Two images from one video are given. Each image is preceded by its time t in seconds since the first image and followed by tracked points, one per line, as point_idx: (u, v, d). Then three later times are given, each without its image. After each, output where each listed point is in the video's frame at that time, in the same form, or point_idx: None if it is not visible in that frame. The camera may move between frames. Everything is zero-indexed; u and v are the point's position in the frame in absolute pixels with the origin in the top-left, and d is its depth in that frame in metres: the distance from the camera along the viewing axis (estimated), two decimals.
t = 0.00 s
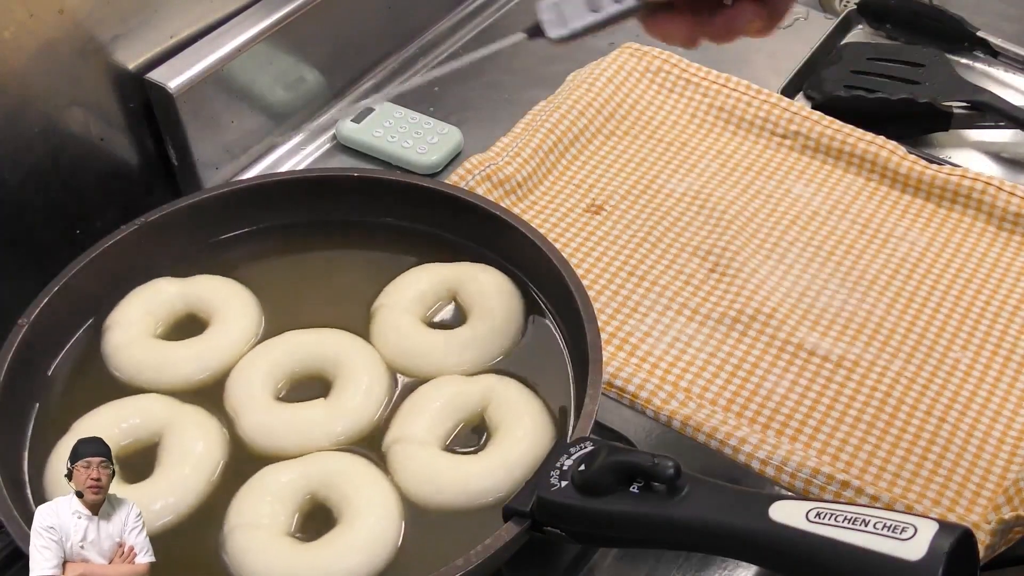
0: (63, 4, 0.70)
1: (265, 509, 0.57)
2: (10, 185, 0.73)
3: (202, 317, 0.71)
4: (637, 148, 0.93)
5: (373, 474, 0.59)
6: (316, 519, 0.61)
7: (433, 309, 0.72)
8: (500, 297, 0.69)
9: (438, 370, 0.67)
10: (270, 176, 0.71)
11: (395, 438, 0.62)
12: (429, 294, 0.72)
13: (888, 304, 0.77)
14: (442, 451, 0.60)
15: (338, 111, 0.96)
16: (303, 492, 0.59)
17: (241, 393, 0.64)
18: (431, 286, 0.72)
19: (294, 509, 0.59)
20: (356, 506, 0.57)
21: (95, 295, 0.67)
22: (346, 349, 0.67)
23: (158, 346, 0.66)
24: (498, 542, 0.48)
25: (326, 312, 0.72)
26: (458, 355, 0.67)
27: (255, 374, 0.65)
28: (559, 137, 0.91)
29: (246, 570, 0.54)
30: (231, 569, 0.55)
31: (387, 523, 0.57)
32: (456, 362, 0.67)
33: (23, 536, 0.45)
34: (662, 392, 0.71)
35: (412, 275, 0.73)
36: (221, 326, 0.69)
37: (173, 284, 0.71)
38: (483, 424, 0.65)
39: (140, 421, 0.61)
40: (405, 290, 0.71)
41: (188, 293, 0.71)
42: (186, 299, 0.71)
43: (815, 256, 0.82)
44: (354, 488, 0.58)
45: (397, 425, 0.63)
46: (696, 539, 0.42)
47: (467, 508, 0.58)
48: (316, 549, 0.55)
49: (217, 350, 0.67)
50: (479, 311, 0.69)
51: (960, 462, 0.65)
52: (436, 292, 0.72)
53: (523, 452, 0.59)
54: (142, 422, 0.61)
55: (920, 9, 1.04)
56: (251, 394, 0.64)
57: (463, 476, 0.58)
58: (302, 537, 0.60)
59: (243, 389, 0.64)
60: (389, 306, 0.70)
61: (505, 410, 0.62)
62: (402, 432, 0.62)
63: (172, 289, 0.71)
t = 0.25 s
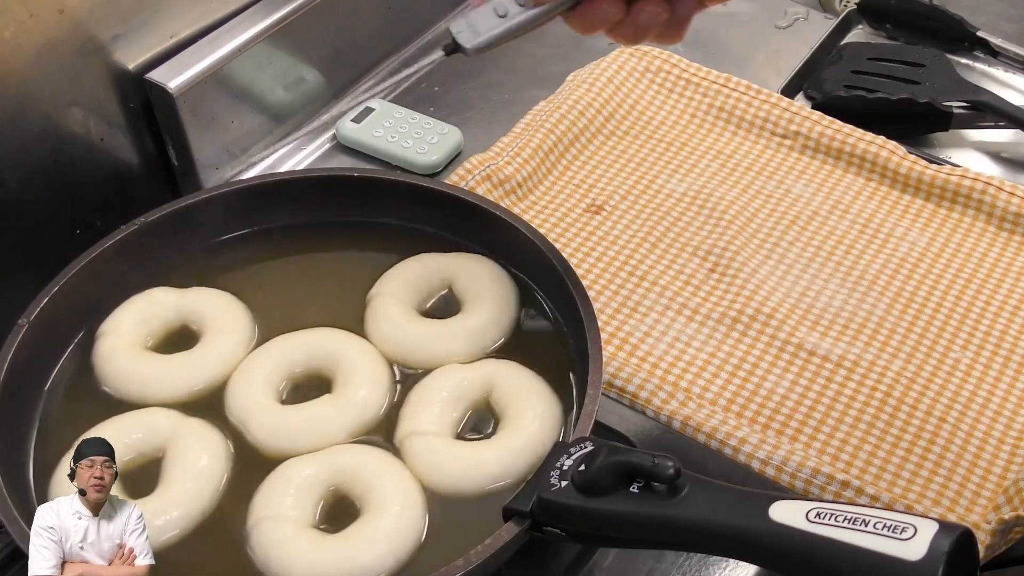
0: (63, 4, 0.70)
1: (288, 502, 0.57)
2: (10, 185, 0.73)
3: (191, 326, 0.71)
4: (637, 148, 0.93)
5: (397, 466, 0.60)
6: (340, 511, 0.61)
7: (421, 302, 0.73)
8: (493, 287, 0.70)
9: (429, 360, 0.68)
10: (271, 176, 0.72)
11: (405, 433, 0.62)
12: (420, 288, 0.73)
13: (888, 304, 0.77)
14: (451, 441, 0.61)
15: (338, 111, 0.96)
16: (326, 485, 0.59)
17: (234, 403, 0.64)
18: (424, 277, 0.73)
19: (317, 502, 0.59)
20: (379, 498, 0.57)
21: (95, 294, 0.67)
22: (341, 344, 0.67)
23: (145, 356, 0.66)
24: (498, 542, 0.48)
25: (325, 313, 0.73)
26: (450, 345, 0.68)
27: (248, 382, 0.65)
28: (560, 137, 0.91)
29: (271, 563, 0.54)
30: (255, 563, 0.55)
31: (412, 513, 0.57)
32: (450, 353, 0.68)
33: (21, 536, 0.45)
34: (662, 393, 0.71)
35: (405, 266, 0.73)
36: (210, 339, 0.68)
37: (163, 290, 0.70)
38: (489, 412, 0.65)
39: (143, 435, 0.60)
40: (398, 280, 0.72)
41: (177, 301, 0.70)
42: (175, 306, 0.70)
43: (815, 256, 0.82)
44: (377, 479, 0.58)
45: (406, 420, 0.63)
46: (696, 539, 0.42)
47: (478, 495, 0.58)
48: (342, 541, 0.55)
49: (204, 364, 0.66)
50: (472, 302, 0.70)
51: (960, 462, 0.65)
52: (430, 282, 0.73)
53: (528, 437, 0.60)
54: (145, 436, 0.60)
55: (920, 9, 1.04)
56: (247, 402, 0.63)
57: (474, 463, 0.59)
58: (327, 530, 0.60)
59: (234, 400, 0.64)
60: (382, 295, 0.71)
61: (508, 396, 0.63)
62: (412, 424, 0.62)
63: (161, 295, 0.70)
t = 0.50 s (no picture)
0: (63, 4, 0.70)
1: (299, 499, 0.57)
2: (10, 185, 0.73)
3: (177, 337, 0.70)
4: (637, 148, 0.93)
5: (408, 460, 0.60)
6: (351, 508, 0.61)
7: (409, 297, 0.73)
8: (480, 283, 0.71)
9: (420, 353, 0.68)
10: (271, 176, 0.72)
11: (415, 429, 0.62)
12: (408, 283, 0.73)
13: (888, 304, 0.77)
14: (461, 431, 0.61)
15: (338, 111, 0.96)
16: (337, 480, 0.60)
17: (230, 409, 0.63)
18: (415, 271, 0.74)
19: (329, 498, 0.59)
20: (391, 494, 0.57)
21: (95, 295, 0.67)
22: (337, 342, 0.68)
23: (132, 369, 0.65)
24: (498, 542, 0.48)
25: (325, 313, 0.73)
26: (438, 340, 0.68)
27: (243, 388, 0.64)
28: (560, 137, 0.91)
29: (284, 560, 0.54)
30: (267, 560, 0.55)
31: (425, 506, 0.57)
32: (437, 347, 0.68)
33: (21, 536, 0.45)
34: (663, 392, 0.71)
35: (396, 258, 0.74)
36: (198, 351, 0.67)
37: (147, 300, 0.69)
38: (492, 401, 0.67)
39: (143, 444, 0.60)
40: (388, 272, 0.73)
41: (163, 312, 0.69)
42: (161, 317, 0.69)
43: (815, 256, 0.82)
44: (390, 473, 0.59)
45: (414, 416, 0.63)
46: (696, 539, 0.42)
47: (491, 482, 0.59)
48: (354, 536, 0.55)
49: (194, 375, 0.65)
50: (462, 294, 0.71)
51: (960, 462, 0.65)
52: (420, 277, 0.74)
53: (535, 422, 0.61)
54: (146, 445, 0.60)
55: (920, 9, 1.04)
56: (244, 408, 0.63)
57: (484, 452, 0.59)
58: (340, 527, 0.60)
59: (229, 407, 0.63)
60: (373, 287, 0.72)
61: (509, 382, 0.65)
62: (420, 420, 0.63)
63: (146, 307, 0.69)
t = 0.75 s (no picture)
0: (63, 4, 0.70)
1: (311, 499, 0.57)
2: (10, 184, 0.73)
3: (162, 347, 0.69)
4: (637, 148, 0.93)
5: (416, 458, 0.60)
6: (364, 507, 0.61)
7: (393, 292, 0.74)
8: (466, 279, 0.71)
9: (408, 347, 0.69)
10: (271, 176, 0.72)
11: (420, 423, 0.63)
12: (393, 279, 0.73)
13: (888, 304, 0.77)
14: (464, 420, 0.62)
15: (338, 111, 0.96)
16: (348, 480, 0.60)
17: (224, 416, 0.63)
18: (400, 266, 0.74)
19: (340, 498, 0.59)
20: (400, 492, 0.57)
21: (94, 295, 0.67)
22: (328, 342, 0.68)
23: (116, 381, 0.64)
24: (498, 542, 0.48)
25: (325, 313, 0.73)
26: (424, 335, 0.69)
27: (233, 394, 0.64)
28: (561, 136, 0.91)
29: (299, 561, 0.54)
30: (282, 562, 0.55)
31: (436, 504, 0.57)
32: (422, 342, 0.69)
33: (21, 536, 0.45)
34: (663, 393, 0.70)
35: (383, 252, 0.74)
36: (188, 356, 0.66)
37: (131, 310, 0.68)
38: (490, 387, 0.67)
39: (144, 452, 0.59)
40: (376, 267, 0.73)
41: (147, 322, 0.68)
42: (145, 326, 0.68)
43: (814, 256, 0.82)
44: (400, 470, 0.59)
45: (417, 412, 0.63)
46: (696, 539, 0.42)
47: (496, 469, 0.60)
48: (367, 537, 0.55)
49: (185, 381, 0.64)
50: (447, 289, 0.71)
51: (960, 462, 0.65)
52: (406, 272, 0.74)
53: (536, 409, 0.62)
54: (148, 453, 0.59)
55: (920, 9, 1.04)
56: (239, 415, 0.62)
57: (488, 439, 0.60)
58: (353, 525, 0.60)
59: (222, 415, 0.63)
60: (360, 281, 0.72)
61: (506, 370, 0.66)
62: (424, 413, 0.63)
63: (130, 317, 0.68)
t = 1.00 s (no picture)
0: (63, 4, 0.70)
1: (329, 497, 0.57)
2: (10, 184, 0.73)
3: (161, 360, 0.68)
4: (637, 148, 0.93)
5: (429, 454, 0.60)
6: (380, 506, 0.61)
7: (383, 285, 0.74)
8: (454, 274, 0.72)
9: (395, 340, 0.69)
10: (271, 176, 0.72)
11: (428, 417, 0.63)
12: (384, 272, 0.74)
13: (888, 304, 0.77)
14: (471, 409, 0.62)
15: (338, 110, 0.96)
16: (365, 479, 0.60)
17: (228, 419, 0.63)
18: (391, 261, 0.74)
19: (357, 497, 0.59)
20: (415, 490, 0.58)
21: (95, 295, 0.67)
22: (327, 343, 0.67)
23: (114, 393, 0.63)
24: (498, 542, 0.48)
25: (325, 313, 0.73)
26: (410, 329, 0.69)
27: (238, 398, 0.63)
28: (561, 136, 0.91)
29: (315, 559, 0.54)
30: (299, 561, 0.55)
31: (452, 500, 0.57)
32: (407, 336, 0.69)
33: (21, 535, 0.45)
34: (663, 393, 0.70)
35: (373, 245, 0.75)
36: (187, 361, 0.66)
37: (128, 323, 0.68)
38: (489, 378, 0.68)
39: (155, 460, 0.59)
40: (366, 260, 0.73)
41: (144, 334, 0.67)
42: (142, 339, 0.67)
43: (814, 256, 0.82)
44: (416, 468, 0.59)
45: (423, 408, 0.63)
46: (697, 539, 0.42)
47: (507, 457, 0.61)
48: (384, 535, 0.55)
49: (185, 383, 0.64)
50: (437, 283, 0.71)
51: (960, 462, 0.65)
52: (395, 267, 0.74)
53: (541, 394, 0.62)
54: (159, 461, 0.59)
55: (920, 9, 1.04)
56: (243, 419, 0.62)
57: (496, 427, 0.61)
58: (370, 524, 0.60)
59: (226, 419, 0.63)
60: (350, 274, 0.72)
61: (506, 359, 0.66)
62: (431, 408, 0.63)
63: (127, 330, 0.67)
